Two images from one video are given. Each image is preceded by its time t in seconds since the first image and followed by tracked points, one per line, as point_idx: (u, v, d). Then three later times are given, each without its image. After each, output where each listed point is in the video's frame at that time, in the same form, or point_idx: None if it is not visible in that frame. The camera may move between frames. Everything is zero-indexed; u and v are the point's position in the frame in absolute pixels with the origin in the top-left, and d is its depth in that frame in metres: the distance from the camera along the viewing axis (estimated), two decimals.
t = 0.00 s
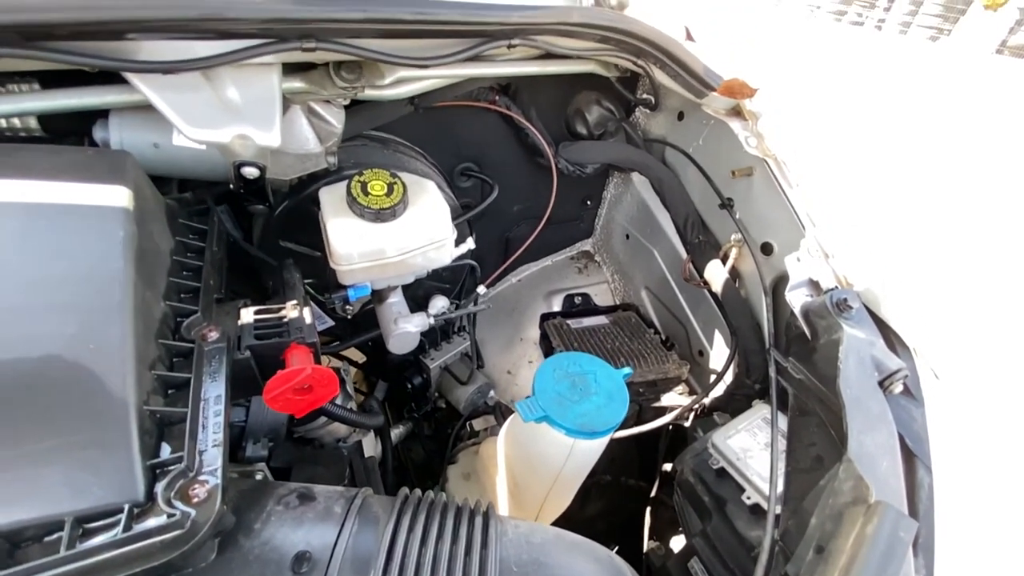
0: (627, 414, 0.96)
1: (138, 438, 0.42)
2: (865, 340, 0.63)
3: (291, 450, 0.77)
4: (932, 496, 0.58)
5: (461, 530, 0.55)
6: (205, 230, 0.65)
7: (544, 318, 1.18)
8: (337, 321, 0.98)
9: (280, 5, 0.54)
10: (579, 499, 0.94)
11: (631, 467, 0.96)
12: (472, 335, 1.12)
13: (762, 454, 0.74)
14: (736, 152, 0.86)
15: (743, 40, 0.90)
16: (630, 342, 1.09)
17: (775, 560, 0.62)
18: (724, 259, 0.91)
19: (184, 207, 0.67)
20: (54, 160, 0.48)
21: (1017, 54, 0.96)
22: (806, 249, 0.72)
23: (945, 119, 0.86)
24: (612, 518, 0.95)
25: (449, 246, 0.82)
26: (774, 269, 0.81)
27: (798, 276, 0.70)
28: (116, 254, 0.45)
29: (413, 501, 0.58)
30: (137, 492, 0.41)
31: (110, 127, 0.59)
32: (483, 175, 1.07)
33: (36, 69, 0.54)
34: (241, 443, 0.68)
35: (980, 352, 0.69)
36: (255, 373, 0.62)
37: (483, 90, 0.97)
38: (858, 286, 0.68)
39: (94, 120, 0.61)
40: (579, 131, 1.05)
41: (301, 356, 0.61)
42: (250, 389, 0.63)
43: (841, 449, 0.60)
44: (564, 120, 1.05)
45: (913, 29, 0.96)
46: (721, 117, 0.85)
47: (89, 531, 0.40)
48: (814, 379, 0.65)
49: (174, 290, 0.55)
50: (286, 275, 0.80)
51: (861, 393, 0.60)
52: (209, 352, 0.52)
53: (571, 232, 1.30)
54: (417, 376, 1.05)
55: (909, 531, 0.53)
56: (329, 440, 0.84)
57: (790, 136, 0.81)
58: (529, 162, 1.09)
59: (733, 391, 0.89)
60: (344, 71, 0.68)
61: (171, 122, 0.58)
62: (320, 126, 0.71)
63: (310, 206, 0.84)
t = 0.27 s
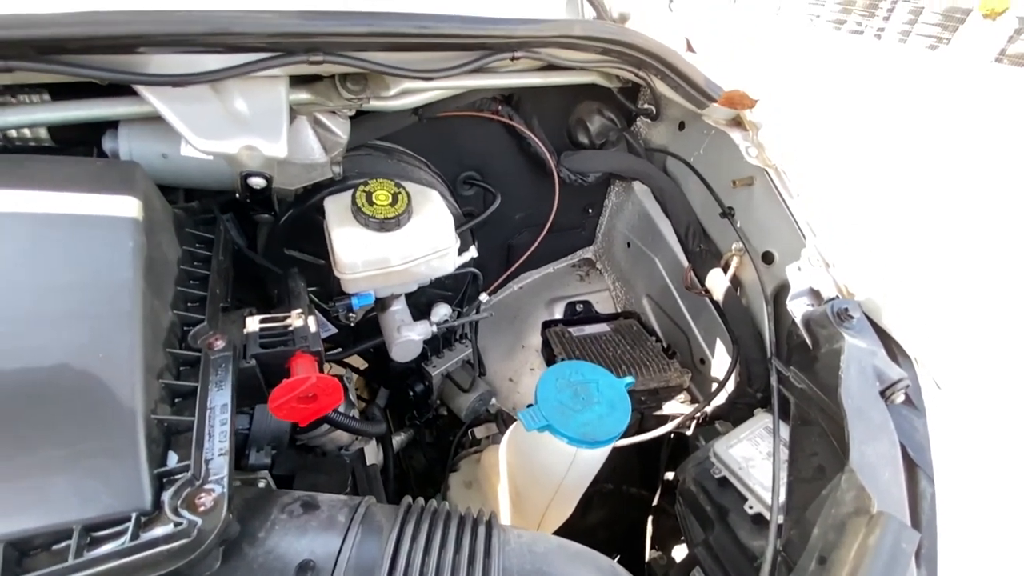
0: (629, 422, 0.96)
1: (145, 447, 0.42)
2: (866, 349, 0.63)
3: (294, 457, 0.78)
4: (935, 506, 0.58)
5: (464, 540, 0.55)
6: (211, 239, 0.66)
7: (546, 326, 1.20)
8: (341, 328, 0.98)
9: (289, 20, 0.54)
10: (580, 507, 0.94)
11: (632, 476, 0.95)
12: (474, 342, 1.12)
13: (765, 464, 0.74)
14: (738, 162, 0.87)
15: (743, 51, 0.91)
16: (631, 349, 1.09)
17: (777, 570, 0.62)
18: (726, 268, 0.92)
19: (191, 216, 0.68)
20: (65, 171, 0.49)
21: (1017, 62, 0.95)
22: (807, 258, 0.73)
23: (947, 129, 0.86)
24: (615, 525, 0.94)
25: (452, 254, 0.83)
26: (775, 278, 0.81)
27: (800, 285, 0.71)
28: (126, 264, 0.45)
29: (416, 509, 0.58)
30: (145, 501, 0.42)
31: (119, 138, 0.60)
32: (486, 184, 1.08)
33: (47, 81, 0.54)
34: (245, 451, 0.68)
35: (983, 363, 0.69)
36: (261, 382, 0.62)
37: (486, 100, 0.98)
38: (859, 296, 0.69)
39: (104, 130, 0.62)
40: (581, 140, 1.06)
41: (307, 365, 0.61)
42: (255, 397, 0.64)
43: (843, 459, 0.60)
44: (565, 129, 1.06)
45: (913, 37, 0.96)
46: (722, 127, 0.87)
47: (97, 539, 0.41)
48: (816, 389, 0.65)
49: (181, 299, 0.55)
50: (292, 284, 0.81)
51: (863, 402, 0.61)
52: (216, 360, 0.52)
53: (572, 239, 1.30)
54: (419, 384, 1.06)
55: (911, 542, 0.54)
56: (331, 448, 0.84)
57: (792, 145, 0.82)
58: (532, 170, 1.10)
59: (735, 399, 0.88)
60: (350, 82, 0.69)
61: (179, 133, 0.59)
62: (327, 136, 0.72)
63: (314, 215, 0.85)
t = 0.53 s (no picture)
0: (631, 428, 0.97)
1: (154, 453, 0.43)
2: (868, 357, 0.64)
3: (298, 463, 0.78)
4: (937, 513, 0.58)
5: (468, 547, 0.56)
6: (218, 246, 0.66)
7: (549, 331, 1.20)
8: (345, 334, 0.99)
9: (298, 32, 0.55)
10: (583, 513, 0.94)
11: (635, 482, 0.97)
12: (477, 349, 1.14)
13: (766, 470, 0.75)
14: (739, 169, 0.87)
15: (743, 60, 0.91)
16: (633, 355, 1.10)
17: None
18: (727, 274, 0.92)
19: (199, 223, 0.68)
20: (77, 180, 0.49)
21: (1018, 68, 0.95)
22: (808, 265, 0.73)
23: (948, 137, 0.87)
24: (614, 533, 0.95)
25: (456, 261, 0.83)
26: (777, 285, 0.82)
27: (801, 292, 0.72)
28: (137, 272, 0.46)
29: (420, 516, 0.58)
30: (154, 507, 0.42)
31: (129, 147, 0.61)
32: (488, 190, 1.09)
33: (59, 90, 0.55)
34: (249, 456, 0.69)
35: (983, 371, 0.70)
36: (267, 388, 0.62)
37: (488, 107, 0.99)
38: (860, 302, 0.69)
39: (114, 139, 0.63)
40: (583, 147, 1.07)
41: (312, 372, 0.62)
42: (260, 403, 0.64)
43: (844, 466, 0.60)
44: (568, 137, 1.07)
45: (914, 44, 0.97)
46: (722, 135, 0.87)
47: (107, 544, 0.41)
48: (819, 397, 0.66)
49: (189, 306, 0.56)
50: (298, 291, 0.82)
51: (865, 410, 0.61)
52: (223, 367, 0.53)
53: (574, 245, 1.31)
54: (422, 390, 1.07)
55: (913, 549, 0.54)
56: (335, 453, 0.85)
57: (793, 153, 0.82)
58: (534, 177, 1.11)
59: (738, 406, 0.89)
60: (356, 92, 0.70)
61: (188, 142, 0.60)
62: (333, 145, 0.73)
63: (320, 222, 0.86)
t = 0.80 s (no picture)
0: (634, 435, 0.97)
1: (165, 460, 0.43)
2: (870, 365, 0.64)
3: (303, 469, 0.78)
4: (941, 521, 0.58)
5: (473, 552, 0.56)
6: (227, 254, 0.67)
7: (551, 337, 1.20)
8: (349, 340, 1.00)
9: (307, 45, 0.56)
10: (586, 520, 0.95)
11: (637, 489, 0.97)
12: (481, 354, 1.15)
13: (770, 478, 0.75)
14: (741, 178, 0.88)
15: (745, 71, 0.92)
16: (636, 362, 1.10)
17: None
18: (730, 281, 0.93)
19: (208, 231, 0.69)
20: (90, 190, 0.50)
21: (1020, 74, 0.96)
22: (810, 273, 0.74)
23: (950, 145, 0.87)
24: (617, 540, 0.96)
25: (460, 268, 0.84)
26: (779, 292, 0.82)
27: (803, 300, 0.73)
28: (149, 281, 0.47)
29: (425, 522, 0.59)
30: (165, 513, 0.43)
31: (141, 157, 0.62)
32: (492, 198, 1.09)
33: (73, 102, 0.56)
34: (255, 461, 0.69)
35: (988, 377, 0.69)
36: (275, 393, 0.63)
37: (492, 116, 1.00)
38: (862, 309, 0.70)
39: (126, 149, 0.64)
40: (586, 154, 1.07)
41: (319, 378, 0.62)
42: (267, 409, 0.65)
43: (847, 474, 0.61)
44: (571, 146, 1.08)
45: (914, 50, 0.98)
46: (725, 143, 0.88)
47: (119, 550, 0.42)
48: (822, 405, 0.66)
49: (198, 313, 0.57)
50: (305, 298, 0.82)
51: (868, 418, 0.61)
52: (232, 374, 0.54)
53: (577, 251, 1.31)
54: (425, 396, 1.07)
55: (916, 558, 0.54)
56: (339, 459, 0.85)
57: (797, 160, 0.82)
58: (538, 185, 1.11)
59: (741, 412, 0.89)
60: (363, 101, 0.71)
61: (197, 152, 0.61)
62: (339, 154, 0.74)
63: (325, 230, 0.86)
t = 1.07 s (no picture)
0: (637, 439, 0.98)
1: (177, 461, 0.44)
2: (872, 371, 0.65)
3: (308, 471, 0.79)
4: (943, 527, 0.59)
5: (478, 556, 0.57)
6: (235, 259, 0.68)
7: (554, 342, 1.22)
8: (355, 344, 1.01)
9: (316, 56, 0.57)
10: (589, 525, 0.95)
11: (639, 493, 0.97)
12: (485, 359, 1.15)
13: (773, 483, 0.75)
14: (743, 184, 0.88)
15: (748, 77, 0.92)
16: (639, 366, 1.11)
17: None
18: (733, 286, 0.94)
19: (217, 237, 0.70)
20: (103, 197, 0.51)
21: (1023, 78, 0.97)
22: (813, 279, 0.75)
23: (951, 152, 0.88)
24: (619, 544, 0.96)
25: (465, 274, 0.85)
26: (782, 297, 0.83)
27: (807, 305, 0.74)
28: (161, 287, 0.47)
29: (431, 525, 0.60)
30: (177, 515, 0.43)
31: (152, 164, 0.63)
32: (496, 204, 1.10)
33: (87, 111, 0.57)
34: (262, 465, 0.70)
35: (990, 382, 0.69)
36: (283, 398, 0.64)
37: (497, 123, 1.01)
38: (865, 315, 0.71)
39: (137, 156, 0.65)
40: (589, 160, 1.08)
41: (326, 382, 0.62)
42: (275, 413, 0.66)
43: (850, 479, 0.61)
44: (574, 152, 1.09)
45: (918, 55, 1.01)
46: (727, 150, 0.88)
47: (133, 551, 0.42)
48: (825, 411, 0.66)
49: (209, 318, 0.58)
50: (311, 302, 0.83)
51: (869, 423, 0.62)
52: (242, 379, 0.54)
53: (581, 256, 1.32)
54: (429, 399, 1.08)
55: (919, 563, 0.55)
56: (343, 462, 0.85)
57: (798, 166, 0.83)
58: (541, 190, 1.12)
59: (744, 417, 0.90)
60: (369, 109, 0.72)
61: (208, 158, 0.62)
62: (345, 160, 0.74)
63: (332, 236, 0.87)
